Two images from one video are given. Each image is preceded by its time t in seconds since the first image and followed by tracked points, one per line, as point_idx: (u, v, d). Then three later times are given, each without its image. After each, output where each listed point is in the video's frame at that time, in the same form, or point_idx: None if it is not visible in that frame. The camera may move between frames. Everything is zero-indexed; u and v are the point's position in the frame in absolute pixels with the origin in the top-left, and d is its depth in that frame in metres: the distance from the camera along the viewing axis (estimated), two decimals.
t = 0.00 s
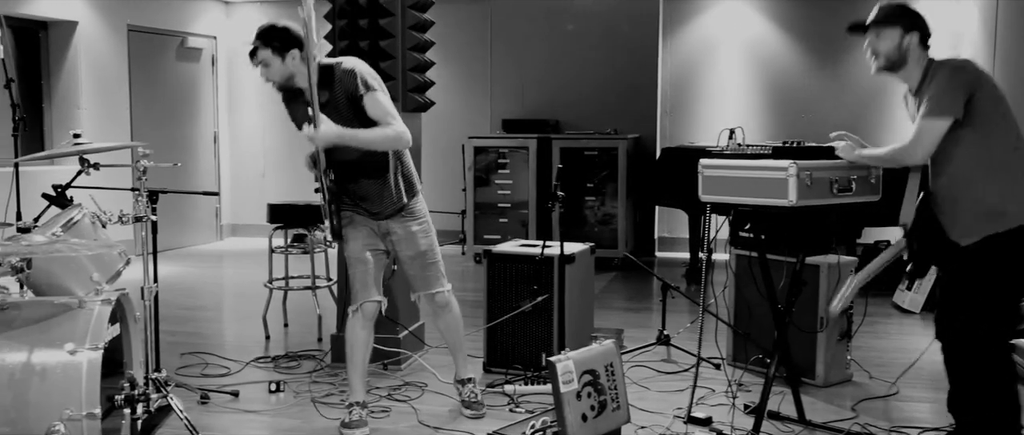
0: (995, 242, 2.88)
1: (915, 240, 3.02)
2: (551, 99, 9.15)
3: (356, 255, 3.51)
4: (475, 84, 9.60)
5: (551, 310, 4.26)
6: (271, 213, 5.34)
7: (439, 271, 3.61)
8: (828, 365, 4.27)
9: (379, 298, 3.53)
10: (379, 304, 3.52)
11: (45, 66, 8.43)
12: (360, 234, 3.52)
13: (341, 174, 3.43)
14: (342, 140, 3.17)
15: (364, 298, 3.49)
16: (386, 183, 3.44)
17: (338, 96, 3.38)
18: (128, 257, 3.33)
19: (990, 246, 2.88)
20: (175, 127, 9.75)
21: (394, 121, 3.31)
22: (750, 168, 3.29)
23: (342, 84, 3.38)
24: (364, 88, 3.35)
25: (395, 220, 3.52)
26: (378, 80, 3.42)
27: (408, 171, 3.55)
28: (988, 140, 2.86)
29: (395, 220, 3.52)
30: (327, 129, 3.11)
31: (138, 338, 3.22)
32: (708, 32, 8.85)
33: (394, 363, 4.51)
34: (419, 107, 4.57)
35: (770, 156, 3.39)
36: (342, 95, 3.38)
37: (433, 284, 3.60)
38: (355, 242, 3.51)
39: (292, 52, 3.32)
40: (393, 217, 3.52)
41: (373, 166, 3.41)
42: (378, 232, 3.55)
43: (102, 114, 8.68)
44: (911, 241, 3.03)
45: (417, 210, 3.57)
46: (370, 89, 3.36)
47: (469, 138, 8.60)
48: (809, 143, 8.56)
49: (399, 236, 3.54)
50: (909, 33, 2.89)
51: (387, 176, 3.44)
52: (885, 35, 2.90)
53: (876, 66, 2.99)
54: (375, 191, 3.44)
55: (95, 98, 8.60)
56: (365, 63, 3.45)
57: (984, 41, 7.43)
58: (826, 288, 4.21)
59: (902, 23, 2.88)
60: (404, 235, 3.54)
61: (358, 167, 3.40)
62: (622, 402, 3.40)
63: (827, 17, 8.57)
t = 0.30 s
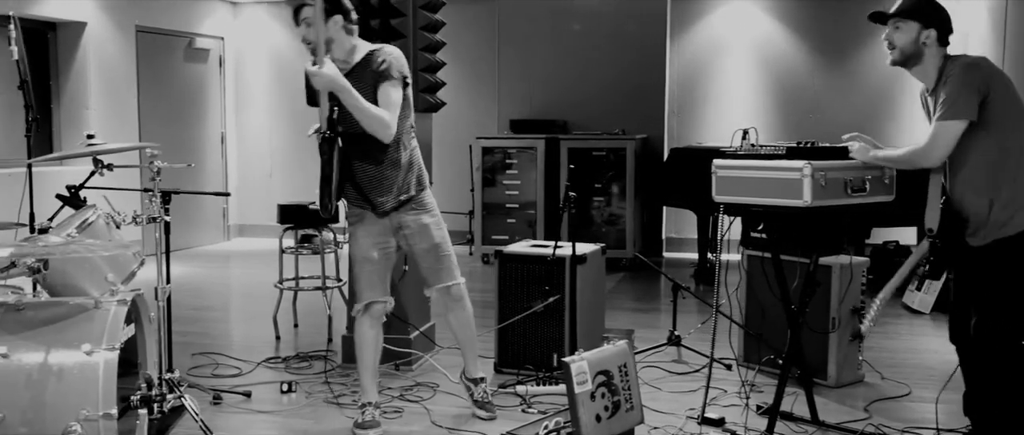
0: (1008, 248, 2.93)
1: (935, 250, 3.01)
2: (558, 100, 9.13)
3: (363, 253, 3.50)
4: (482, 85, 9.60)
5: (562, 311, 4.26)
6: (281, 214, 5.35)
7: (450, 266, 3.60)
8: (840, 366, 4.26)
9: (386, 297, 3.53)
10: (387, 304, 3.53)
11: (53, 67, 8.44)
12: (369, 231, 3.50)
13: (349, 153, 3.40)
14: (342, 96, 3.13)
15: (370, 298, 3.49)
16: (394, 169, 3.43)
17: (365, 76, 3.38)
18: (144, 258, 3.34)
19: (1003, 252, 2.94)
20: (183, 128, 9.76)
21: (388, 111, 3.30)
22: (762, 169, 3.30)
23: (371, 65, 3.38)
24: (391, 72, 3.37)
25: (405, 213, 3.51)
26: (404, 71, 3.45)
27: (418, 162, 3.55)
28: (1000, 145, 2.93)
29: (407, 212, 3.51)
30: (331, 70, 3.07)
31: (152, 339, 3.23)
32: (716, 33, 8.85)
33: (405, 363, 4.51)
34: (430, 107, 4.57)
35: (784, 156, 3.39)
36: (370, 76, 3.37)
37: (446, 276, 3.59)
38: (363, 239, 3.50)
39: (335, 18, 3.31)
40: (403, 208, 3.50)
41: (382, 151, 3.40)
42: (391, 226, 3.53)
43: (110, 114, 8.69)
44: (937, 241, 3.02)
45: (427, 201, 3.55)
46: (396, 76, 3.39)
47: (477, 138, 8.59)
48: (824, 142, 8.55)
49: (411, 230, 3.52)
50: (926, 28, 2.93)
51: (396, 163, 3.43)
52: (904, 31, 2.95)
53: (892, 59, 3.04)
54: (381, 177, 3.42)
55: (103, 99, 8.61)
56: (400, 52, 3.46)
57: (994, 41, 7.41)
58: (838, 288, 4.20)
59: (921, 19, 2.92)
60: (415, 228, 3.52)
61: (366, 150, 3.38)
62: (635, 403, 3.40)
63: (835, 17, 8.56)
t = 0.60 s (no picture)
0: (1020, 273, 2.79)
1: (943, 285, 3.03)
2: (565, 101, 9.13)
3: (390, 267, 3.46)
4: (489, 85, 9.60)
5: (573, 311, 4.26)
6: (291, 214, 5.36)
7: (469, 289, 3.59)
8: (852, 367, 4.26)
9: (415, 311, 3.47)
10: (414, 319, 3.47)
11: (62, 66, 8.45)
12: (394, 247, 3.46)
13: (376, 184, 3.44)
14: (382, 138, 3.21)
15: (399, 312, 3.45)
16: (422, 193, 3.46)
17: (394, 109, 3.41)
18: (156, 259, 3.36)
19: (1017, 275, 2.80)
20: (190, 128, 9.78)
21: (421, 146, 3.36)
22: (776, 169, 3.29)
23: (403, 98, 3.40)
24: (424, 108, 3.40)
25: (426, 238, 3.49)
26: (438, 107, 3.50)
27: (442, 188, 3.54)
28: (1010, 181, 2.82)
29: (427, 237, 3.49)
30: (374, 118, 3.15)
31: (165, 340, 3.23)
32: (723, 34, 8.84)
33: (416, 364, 4.51)
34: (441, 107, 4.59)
35: (797, 157, 3.40)
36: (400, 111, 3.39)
37: (465, 300, 3.59)
38: (385, 256, 3.47)
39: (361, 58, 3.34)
40: (424, 234, 3.49)
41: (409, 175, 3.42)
42: (410, 248, 3.49)
43: (118, 114, 8.70)
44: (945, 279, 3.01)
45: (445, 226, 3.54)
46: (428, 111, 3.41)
47: (484, 139, 8.60)
48: (833, 143, 8.53)
49: (433, 253, 3.50)
50: (916, 83, 2.93)
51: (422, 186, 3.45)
52: (896, 91, 2.97)
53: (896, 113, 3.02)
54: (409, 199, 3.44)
55: (111, 99, 8.62)
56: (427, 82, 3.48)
57: (1002, 41, 7.40)
58: (850, 289, 4.20)
59: (909, 76, 2.93)
60: (436, 251, 3.51)
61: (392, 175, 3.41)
62: (647, 404, 3.40)
63: (842, 17, 8.56)
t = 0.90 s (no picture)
0: None
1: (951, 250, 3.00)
2: (574, 101, 9.12)
3: (409, 256, 3.54)
4: (497, 86, 9.61)
5: (587, 313, 4.26)
6: (304, 215, 5.36)
7: (491, 277, 3.59)
8: (866, 367, 4.25)
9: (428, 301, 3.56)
10: (428, 307, 3.55)
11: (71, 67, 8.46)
12: (414, 235, 3.55)
13: (406, 148, 3.47)
14: (382, 66, 3.13)
15: (411, 299, 3.52)
16: (449, 165, 3.46)
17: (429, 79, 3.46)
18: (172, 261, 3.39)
19: None
20: (198, 128, 9.79)
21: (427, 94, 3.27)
22: (793, 170, 3.28)
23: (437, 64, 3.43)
24: (453, 72, 3.38)
25: (455, 223, 3.52)
26: (468, 80, 3.47)
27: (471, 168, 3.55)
28: None
29: (456, 221, 3.52)
30: (372, 37, 3.09)
31: (182, 341, 3.23)
32: (732, 34, 8.83)
33: (430, 364, 4.51)
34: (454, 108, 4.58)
35: (814, 157, 3.40)
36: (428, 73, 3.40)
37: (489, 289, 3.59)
38: (409, 242, 3.55)
39: (414, 21, 3.41)
40: (452, 214, 3.51)
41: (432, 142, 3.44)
42: (434, 233, 3.55)
43: (128, 114, 8.70)
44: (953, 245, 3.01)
45: (477, 212, 3.55)
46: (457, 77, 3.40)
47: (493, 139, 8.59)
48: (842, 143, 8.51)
49: (455, 240, 3.53)
50: (930, 45, 2.94)
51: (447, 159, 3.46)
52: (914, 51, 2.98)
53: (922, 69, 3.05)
54: (436, 169, 3.46)
55: (121, 100, 8.63)
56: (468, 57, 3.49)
57: (1013, 41, 7.37)
58: (865, 290, 4.19)
59: (924, 39, 2.94)
60: (460, 238, 3.53)
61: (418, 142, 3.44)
62: (665, 405, 3.40)
63: (851, 17, 8.54)
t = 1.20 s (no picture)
0: None
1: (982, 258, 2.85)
2: (586, 101, 9.12)
3: (428, 253, 3.49)
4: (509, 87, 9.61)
5: (606, 313, 4.25)
6: (319, 215, 5.37)
7: (514, 274, 3.61)
8: (885, 369, 4.24)
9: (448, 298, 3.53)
10: (447, 305, 3.51)
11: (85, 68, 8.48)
12: (436, 233, 3.50)
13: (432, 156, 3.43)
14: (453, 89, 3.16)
15: (432, 297, 3.49)
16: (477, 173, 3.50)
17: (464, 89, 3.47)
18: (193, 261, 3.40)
19: None
20: (210, 129, 9.81)
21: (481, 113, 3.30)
22: (816, 171, 3.26)
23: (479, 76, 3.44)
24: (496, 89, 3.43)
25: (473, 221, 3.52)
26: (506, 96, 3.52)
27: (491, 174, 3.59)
28: None
29: (474, 219, 3.52)
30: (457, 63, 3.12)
31: (204, 341, 3.24)
32: (744, 34, 8.82)
33: (446, 364, 4.51)
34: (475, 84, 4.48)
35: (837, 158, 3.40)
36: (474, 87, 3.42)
37: (512, 284, 3.60)
38: (429, 240, 3.49)
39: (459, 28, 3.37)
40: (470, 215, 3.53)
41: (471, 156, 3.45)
42: (455, 232, 3.52)
43: (141, 115, 8.72)
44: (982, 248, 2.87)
45: (494, 210, 3.57)
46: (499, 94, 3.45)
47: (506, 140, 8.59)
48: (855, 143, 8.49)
49: (478, 237, 3.53)
50: (954, 42, 2.83)
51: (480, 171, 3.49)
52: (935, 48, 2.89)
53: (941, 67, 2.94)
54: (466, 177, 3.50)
55: (134, 100, 8.64)
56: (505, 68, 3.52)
57: None
58: (884, 290, 4.18)
59: (949, 34, 2.83)
60: (481, 235, 3.54)
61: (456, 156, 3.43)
62: (685, 406, 3.39)
63: (863, 15, 8.52)
